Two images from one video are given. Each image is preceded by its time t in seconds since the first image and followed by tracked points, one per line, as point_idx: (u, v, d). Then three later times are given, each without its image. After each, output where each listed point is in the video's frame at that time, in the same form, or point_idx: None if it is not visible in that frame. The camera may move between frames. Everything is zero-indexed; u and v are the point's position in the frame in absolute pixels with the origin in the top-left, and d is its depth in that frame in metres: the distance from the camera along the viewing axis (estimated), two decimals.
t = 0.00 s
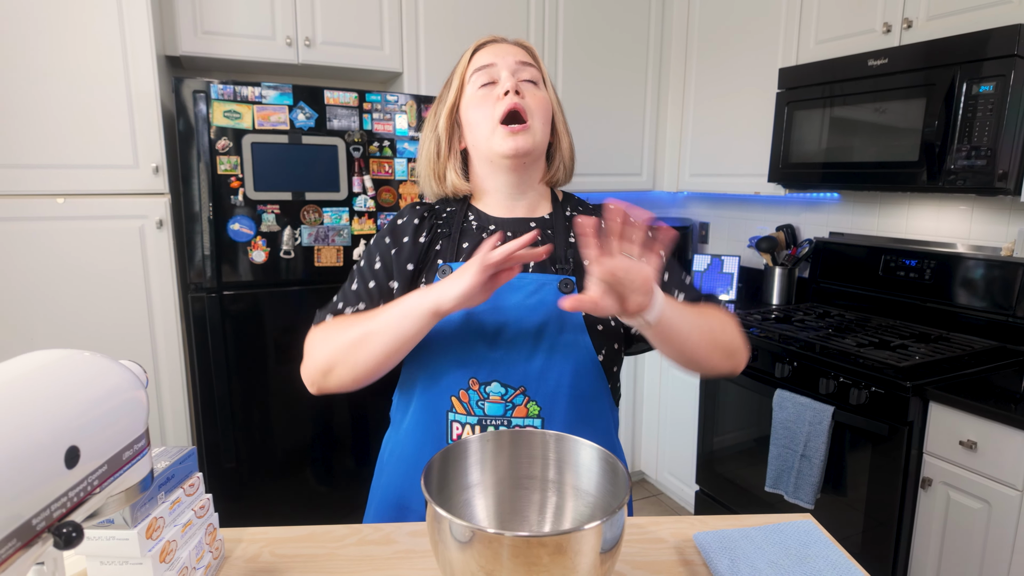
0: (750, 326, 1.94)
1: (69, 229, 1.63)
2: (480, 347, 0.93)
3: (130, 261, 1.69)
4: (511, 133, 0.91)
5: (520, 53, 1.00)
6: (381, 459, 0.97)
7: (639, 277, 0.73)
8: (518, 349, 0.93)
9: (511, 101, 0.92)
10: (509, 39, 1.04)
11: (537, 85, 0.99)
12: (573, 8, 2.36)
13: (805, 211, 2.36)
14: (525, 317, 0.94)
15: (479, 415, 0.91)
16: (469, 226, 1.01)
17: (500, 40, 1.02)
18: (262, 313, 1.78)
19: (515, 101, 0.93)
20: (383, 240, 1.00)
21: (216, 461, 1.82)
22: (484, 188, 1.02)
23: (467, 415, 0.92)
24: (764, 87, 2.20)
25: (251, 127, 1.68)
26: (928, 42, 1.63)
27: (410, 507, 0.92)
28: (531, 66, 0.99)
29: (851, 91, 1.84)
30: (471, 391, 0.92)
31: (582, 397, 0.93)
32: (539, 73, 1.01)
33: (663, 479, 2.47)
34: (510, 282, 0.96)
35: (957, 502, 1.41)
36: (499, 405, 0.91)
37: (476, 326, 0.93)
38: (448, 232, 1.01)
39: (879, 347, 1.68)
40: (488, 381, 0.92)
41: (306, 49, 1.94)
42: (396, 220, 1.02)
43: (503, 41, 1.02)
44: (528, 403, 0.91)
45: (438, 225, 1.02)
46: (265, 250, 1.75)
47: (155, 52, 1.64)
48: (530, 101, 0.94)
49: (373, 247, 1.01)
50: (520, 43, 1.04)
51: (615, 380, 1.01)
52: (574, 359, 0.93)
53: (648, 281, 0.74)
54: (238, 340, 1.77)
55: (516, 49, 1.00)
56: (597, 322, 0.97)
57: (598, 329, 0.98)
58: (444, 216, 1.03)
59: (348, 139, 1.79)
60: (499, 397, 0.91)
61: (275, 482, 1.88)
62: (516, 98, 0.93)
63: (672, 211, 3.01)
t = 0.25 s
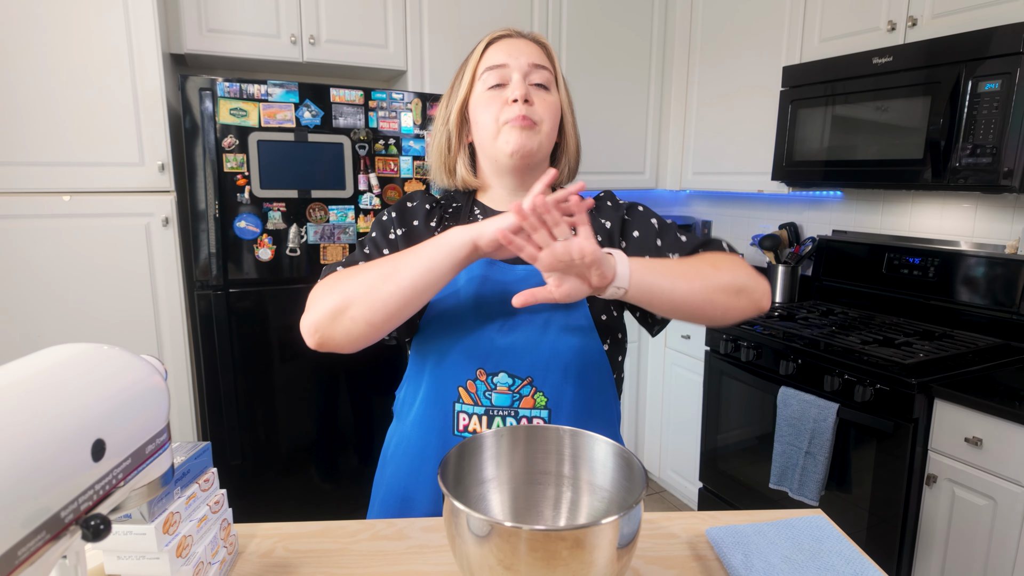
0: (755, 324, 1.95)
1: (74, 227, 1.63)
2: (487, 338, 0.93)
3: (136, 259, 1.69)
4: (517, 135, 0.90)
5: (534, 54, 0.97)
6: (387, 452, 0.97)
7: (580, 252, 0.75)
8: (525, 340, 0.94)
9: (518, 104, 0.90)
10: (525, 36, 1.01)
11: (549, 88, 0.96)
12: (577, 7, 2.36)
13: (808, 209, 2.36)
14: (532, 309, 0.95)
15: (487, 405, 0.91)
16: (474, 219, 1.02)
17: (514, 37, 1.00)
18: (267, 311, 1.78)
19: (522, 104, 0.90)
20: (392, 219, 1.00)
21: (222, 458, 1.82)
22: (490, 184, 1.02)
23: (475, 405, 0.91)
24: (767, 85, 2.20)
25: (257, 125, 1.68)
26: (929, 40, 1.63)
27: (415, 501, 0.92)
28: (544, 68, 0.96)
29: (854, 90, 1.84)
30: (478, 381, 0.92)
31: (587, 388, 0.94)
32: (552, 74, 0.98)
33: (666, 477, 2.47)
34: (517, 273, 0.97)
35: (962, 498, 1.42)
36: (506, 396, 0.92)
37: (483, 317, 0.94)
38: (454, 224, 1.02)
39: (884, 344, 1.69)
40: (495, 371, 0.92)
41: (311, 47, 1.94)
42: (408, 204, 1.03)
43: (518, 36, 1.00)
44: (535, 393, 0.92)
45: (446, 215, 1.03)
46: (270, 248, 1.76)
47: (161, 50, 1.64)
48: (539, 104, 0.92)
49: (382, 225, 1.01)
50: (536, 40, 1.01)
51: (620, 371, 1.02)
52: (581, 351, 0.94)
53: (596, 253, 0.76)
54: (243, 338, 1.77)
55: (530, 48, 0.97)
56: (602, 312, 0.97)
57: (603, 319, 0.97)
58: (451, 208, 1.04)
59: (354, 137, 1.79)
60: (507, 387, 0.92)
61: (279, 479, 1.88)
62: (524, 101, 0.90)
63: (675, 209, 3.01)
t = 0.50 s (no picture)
0: (756, 322, 1.95)
1: (77, 224, 1.63)
2: (489, 336, 0.94)
3: (139, 256, 1.70)
4: (521, 178, 0.94)
5: (547, 79, 0.93)
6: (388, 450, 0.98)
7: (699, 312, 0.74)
8: (527, 338, 0.94)
9: (526, 148, 0.92)
10: (539, 47, 0.95)
11: (560, 115, 0.95)
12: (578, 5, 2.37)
13: (809, 207, 2.36)
14: (535, 307, 0.95)
15: (487, 403, 0.93)
16: (478, 219, 1.04)
17: (528, 52, 0.94)
18: (270, 309, 1.78)
19: (530, 147, 0.92)
20: (394, 240, 1.02)
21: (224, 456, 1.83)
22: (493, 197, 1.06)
23: (476, 403, 0.93)
24: (768, 84, 2.20)
25: (259, 123, 1.68)
26: (930, 38, 1.64)
27: (417, 497, 0.93)
28: (556, 95, 0.94)
29: (855, 88, 1.84)
30: (479, 379, 0.93)
31: (587, 388, 0.96)
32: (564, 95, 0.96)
33: (667, 474, 2.48)
34: (519, 271, 0.97)
35: (963, 495, 1.42)
36: (507, 395, 0.93)
37: (485, 315, 0.94)
38: (456, 223, 1.03)
39: (885, 341, 1.69)
40: (497, 369, 0.93)
41: (313, 45, 1.94)
42: (406, 216, 1.04)
43: (532, 52, 0.94)
44: (535, 392, 0.94)
45: (447, 216, 1.04)
46: (273, 245, 1.76)
47: (163, 48, 1.65)
48: (547, 143, 0.93)
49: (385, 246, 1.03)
50: (551, 52, 0.96)
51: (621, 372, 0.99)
52: (582, 350, 0.94)
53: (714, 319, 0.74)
54: (245, 335, 1.77)
55: (544, 71, 0.93)
56: (605, 311, 0.97)
57: (606, 317, 0.97)
58: (453, 209, 1.06)
59: (356, 135, 1.80)
60: (508, 386, 0.93)
61: (282, 477, 1.89)
62: (531, 144, 0.92)
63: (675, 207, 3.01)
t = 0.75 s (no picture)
0: (754, 320, 1.96)
1: (76, 223, 1.64)
2: (487, 336, 0.94)
3: (138, 254, 1.70)
4: (520, 179, 0.95)
5: (547, 80, 0.93)
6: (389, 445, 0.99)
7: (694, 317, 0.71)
8: (525, 338, 0.94)
9: (525, 149, 0.92)
10: (541, 49, 0.96)
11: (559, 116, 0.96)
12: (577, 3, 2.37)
13: (807, 206, 2.36)
14: (532, 308, 0.95)
15: (485, 401, 0.94)
16: (479, 219, 1.04)
17: (529, 54, 0.94)
18: (269, 307, 1.79)
19: (529, 149, 0.92)
20: (396, 239, 1.04)
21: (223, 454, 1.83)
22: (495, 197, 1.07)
23: (474, 401, 0.94)
24: (767, 82, 2.21)
25: (258, 121, 1.69)
26: (929, 36, 1.64)
27: (415, 492, 0.94)
28: (556, 96, 0.94)
29: (854, 86, 1.85)
30: (477, 378, 0.94)
31: (585, 387, 0.96)
32: (565, 97, 0.96)
33: (666, 472, 2.48)
34: (518, 273, 0.97)
35: (961, 492, 1.43)
36: (504, 393, 0.94)
37: (484, 316, 0.95)
38: (457, 223, 1.03)
39: (883, 340, 1.70)
40: (494, 368, 0.94)
41: (312, 44, 1.94)
42: (408, 215, 1.05)
43: (533, 54, 0.95)
44: (533, 391, 0.94)
45: (449, 216, 1.04)
46: (272, 244, 1.76)
47: (162, 47, 1.65)
48: (546, 145, 0.93)
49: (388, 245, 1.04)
50: (553, 53, 0.96)
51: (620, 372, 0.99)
52: (579, 350, 0.94)
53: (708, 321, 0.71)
54: (244, 334, 1.77)
55: (545, 73, 0.94)
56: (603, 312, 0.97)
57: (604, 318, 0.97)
58: (454, 207, 1.06)
59: (355, 133, 1.80)
60: (505, 385, 0.94)
61: (281, 475, 1.89)
62: (530, 146, 0.92)
63: (674, 206, 3.02)
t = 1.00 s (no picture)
0: (754, 319, 1.96)
1: (76, 223, 1.64)
2: (488, 342, 0.94)
3: (138, 254, 1.70)
4: (522, 158, 0.93)
5: (544, 61, 0.95)
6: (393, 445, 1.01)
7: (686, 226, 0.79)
8: (526, 344, 0.94)
9: (525, 126, 0.91)
10: (537, 36, 0.98)
11: (559, 98, 0.96)
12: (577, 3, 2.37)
13: (806, 205, 2.36)
14: (533, 313, 0.95)
15: (487, 407, 0.94)
16: (482, 220, 1.04)
17: (526, 39, 0.97)
18: (269, 307, 1.79)
19: (529, 125, 0.91)
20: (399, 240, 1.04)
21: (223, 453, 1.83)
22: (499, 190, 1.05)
23: (476, 407, 0.94)
24: (767, 82, 2.21)
25: (258, 121, 1.69)
26: (929, 36, 1.64)
27: (420, 491, 0.95)
28: (555, 77, 0.95)
29: (854, 86, 1.85)
30: (479, 384, 0.94)
31: (586, 392, 0.96)
32: (563, 81, 0.97)
33: (665, 471, 2.49)
34: (519, 278, 0.97)
35: (959, 491, 1.43)
36: (506, 399, 0.94)
37: (485, 321, 0.95)
38: (460, 224, 1.04)
39: (882, 339, 1.70)
40: (496, 374, 0.94)
41: (311, 43, 1.94)
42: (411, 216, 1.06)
43: (530, 40, 0.97)
44: (534, 396, 0.95)
45: (452, 216, 1.06)
46: (272, 243, 1.76)
47: (162, 46, 1.65)
48: (546, 123, 0.93)
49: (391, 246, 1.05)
50: (549, 40, 0.99)
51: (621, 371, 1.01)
52: (581, 355, 0.95)
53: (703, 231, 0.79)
54: (244, 333, 1.78)
55: (542, 55, 0.95)
56: (604, 317, 0.97)
57: (605, 322, 0.97)
58: (457, 207, 1.07)
59: (355, 133, 1.80)
60: (507, 390, 0.94)
61: (281, 474, 1.89)
62: (530, 122, 0.91)
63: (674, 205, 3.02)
